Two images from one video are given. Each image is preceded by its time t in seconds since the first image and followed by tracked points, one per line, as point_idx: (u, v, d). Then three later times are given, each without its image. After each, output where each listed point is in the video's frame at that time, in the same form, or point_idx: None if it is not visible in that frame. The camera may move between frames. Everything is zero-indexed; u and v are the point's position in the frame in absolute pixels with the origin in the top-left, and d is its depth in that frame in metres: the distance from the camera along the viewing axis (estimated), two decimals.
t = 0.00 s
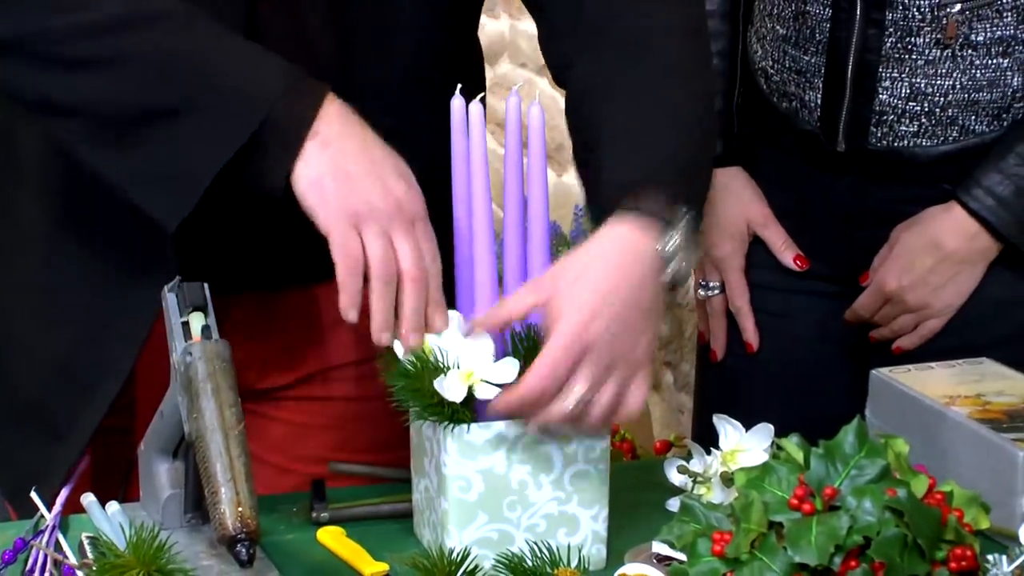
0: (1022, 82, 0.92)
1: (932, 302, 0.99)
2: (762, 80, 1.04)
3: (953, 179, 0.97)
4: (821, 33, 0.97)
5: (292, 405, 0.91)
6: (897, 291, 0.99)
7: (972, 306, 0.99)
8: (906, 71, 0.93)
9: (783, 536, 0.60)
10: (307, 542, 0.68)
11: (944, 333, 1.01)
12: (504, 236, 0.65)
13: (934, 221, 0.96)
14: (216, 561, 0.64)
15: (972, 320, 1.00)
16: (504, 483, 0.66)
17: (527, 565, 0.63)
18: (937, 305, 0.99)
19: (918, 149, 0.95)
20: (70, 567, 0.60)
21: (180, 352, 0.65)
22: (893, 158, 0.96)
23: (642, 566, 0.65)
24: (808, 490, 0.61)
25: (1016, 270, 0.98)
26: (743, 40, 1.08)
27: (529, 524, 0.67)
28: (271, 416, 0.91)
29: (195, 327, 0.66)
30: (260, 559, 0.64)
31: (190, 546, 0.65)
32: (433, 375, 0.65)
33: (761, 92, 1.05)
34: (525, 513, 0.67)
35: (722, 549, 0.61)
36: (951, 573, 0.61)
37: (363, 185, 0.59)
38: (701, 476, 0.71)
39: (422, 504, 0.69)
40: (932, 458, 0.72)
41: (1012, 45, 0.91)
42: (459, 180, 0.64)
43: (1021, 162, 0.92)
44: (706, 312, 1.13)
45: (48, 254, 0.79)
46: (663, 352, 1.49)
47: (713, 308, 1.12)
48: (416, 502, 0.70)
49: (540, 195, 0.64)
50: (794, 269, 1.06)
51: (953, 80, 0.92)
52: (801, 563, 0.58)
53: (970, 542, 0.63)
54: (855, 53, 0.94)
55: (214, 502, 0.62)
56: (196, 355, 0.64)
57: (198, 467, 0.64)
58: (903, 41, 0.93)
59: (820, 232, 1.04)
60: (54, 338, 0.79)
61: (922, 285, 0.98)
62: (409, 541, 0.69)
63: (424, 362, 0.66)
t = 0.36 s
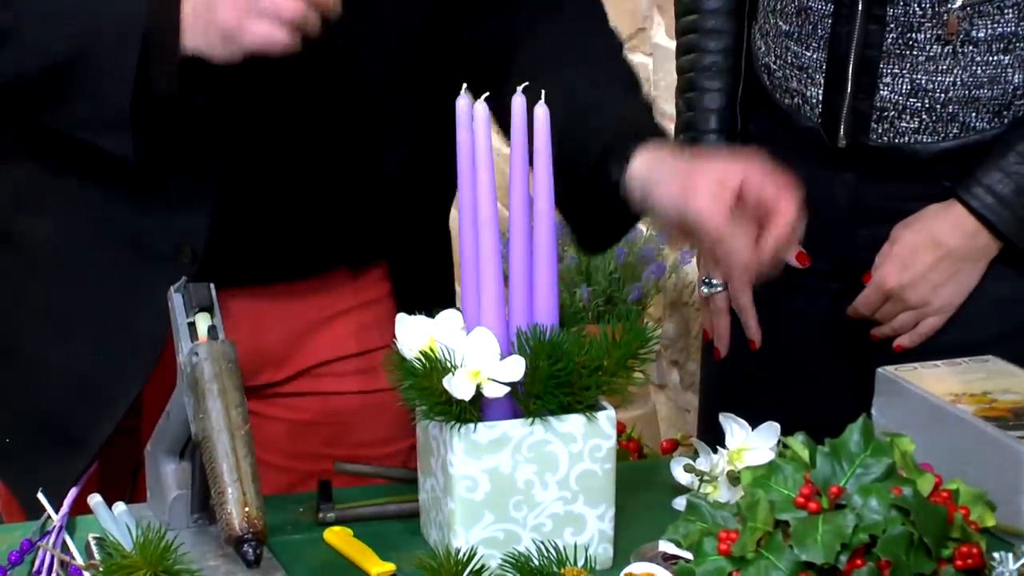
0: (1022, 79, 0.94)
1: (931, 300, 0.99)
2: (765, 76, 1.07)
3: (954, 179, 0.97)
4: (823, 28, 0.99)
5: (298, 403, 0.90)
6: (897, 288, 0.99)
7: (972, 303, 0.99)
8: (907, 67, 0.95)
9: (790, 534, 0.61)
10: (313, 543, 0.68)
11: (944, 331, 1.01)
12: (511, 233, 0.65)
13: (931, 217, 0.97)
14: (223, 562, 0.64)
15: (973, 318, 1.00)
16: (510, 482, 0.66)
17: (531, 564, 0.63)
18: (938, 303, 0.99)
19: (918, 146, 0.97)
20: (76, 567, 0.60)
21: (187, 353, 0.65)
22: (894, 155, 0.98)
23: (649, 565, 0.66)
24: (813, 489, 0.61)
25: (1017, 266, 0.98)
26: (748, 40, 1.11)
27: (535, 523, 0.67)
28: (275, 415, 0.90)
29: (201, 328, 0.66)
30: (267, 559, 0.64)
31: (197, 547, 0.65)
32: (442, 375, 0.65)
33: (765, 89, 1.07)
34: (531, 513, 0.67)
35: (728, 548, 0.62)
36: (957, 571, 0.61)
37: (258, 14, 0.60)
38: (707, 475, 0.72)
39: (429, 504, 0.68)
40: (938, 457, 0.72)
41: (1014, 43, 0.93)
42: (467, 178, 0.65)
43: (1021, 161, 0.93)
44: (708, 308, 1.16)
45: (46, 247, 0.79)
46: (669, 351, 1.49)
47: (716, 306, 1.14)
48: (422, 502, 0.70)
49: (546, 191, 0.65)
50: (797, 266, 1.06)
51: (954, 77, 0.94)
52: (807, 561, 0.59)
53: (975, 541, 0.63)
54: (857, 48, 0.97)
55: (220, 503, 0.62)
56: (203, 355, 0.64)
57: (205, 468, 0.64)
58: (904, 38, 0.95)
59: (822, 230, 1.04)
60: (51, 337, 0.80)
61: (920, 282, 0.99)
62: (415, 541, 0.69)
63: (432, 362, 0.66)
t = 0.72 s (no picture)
0: (1011, 80, 0.94)
1: (919, 300, 1.00)
2: (758, 77, 1.07)
3: (942, 179, 0.98)
4: (815, 27, 1.00)
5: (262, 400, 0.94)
6: (885, 287, 1.00)
7: (960, 304, 1.00)
8: (895, 66, 0.96)
9: (787, 538, 0.61)
10: (313, 548, 0.68)
11: (932, 332, 1.01)
12: (509, 238, 0.65)
13: (921, 218, 0.97)
14: (223, 567, 0.64)
15: (961, 319, 1.00)
16: (508, 487, 0.66)
17: (529, 568, 0.64)
18: (929, 303, 1.00)
19: (906, 145, 0.97)
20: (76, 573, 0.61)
21: (186, 360, 0.65)
22: (883, 154, 0.98)
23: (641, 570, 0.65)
24: (811, 493, 0.62)
25: (1005, 268, 0.98)
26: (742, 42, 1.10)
27: (534, 528, 0.67)
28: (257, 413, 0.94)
29: (201, 334, 0.66)
30: (267, 565, 0.65)
31: (197, 552, 0.65)
32: (442, 379, 0.65)
33: (757, 89, 1.07)
34: (530, 518, 0.67)
35: (727, 552, 0.62)
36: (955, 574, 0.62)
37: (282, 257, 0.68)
38: (705, 480, 0.71)
39: (428, 508, 0.69)
40: (934, 460, 0.72)
41: (1001, 43, 0.93)
42: (463, 185, 0.64)
43: (1008, 163, 0.93)
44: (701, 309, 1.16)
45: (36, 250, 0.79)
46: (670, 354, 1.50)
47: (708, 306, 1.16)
48: (421, 507, 0.70)
49: (543, 199, 0.65)
50: (788, 268, 1.07)
51: (941, 76, 0.94)
52: (805, 566, 0.59)
53: (973, 544, 0.63)
54: (846, 46, 0.97)
55: (220, 508, 0.63)
56: (203, 362, 0.64)
57: (206, 474, 0.64)
58: (893, 36, 0.95)
59: (812, 231, 1.05)
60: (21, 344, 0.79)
61: (909, 282, 0.99)
62: (415, 546, 0.69)
63: (431, 366, 0.66)
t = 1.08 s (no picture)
0: (984, 91, 0.95)
1: (898, 305, 1.01)
2: (740, 90, 1.09)
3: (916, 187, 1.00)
4: (795, 39, 1.02)
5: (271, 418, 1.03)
6: (864, 294, 1.02)
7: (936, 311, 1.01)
8: (873, 76, 0.98)
9: (771, 544, 0.64)
10: (313, 554, 0.70)
11: (906, 338, 1.03)
12: (502, 251, 0.67)
13: (900, 226, 0.99)
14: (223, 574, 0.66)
15: (935, 326, 1.02)
16: (501, 495, 0.68)
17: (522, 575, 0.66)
18: (909, 306, 1.01)
19: (883, 154, 0.99)
20: None
21: (187, 372, 0.67)
22: (860, 162, 1.00)
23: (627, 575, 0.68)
24: (795, 500, 0.64)
25: (980, 274, 1.00)
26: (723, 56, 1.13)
27: (526, 535, 0.69)
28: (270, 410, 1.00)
29: (203, 347, 0.68)
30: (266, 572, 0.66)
31: (198, 560, 0.67)
32: (435, 394, 0.67)
33: (739, 100, 1.09)
34: (522, 525, 0.69)
35: (712, 558, 0.64)
36: None
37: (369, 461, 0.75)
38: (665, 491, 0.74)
39: (423, 515, 0.71)
40: (913, 467, 0.74)
41: (975, 54, 0.95)
42: (457, 203, 0.66)
43: (982, 172, 0.95)
44: (684, 317, 1.19)
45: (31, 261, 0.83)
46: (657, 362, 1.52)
47: (691, 314, 1.18)
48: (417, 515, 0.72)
49: (535, 217, 0.67)
50: (766, 276, 1.09)
51: (918, 86, 0.96)
52: (789, 571, 0.61)
53: (951, 549, 0.66)
54: (826, 57, 0.99)
55: (220, 516, 0.64)
56: (204, 373, 0.66)
57: (206, 483, 0.66)
58: (872, 47, 0.97)
59: (788, 238, 1.07)
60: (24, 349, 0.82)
61: (887, 289, 1.01)
62: (410, 552, 0.71)
63: (425, 377, 0.68)
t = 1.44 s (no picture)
0: (947, 108, 1.00)
1: (869, 312, 1.04)
2: (716, 109, 1.13)
3: (884, 200, 1.04)
4: (769, 60, 1.05)
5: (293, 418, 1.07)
6: (836, 301, 1.05)
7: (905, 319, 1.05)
8: (843, 95, 1.02)
9: (751, 542, 0.68)
10: (317, 551, 0.74)
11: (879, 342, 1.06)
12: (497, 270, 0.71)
13: (872, 236, 1.03)
14: (233, 570, 0.70)
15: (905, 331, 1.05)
16: (496, 495, 0.72)
17: (518, 571, 0.69)
18: (880, 313, 1.04)
19: (852, 168, 1.03)
20: None
21: (199, 379, 0.71)
22: (830, 177, 1.04)
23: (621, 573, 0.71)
24: (774, 500, 0.68)
25: (945, 282, 1.04)
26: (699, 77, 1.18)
27: (520, 533, 0.73)
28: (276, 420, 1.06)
29: (213, 355, 0.72)
30: (274, 567, 0.70)
31: (209, 556, 0.71)
32: (433, 400, 0.71)
33: (715, 119, 1.13)
34: (515, 523, 0.73)
35: (696, 554, 0.68)
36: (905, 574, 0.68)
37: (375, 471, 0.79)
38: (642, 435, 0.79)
39: (422, 514, 0.75)
40: (885, 469, 0.78)
41: (939, 74, 0.99)
42: (455, 222, 0.70)
43: (946, 184, 0.99)
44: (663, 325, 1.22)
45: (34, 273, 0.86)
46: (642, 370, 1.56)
47: (670, 321, 1.21)
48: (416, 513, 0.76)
49: (529, 231, 0.70)
50: (740, 285, 1.13)
51: (885, 105, 1.00)
52: (767, 567, 0.65)
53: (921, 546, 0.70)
54: (799, 76, 1.03)
55: (230, 515, 0.69)
56: (214, 381, 0.70)
57: (217, 484, 0.70)
58: (842, 67, 1.01)
59: (762, 248, 1.11)
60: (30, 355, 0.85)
61: (859, 297, 1.04)
62: (409, 549, 0.75)
63: (424, 384, 0.72)
